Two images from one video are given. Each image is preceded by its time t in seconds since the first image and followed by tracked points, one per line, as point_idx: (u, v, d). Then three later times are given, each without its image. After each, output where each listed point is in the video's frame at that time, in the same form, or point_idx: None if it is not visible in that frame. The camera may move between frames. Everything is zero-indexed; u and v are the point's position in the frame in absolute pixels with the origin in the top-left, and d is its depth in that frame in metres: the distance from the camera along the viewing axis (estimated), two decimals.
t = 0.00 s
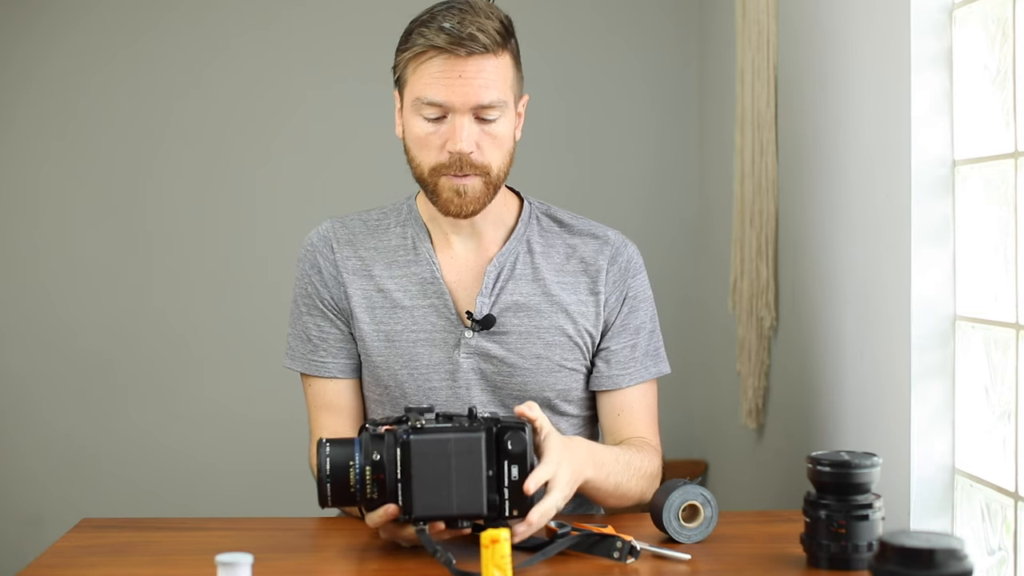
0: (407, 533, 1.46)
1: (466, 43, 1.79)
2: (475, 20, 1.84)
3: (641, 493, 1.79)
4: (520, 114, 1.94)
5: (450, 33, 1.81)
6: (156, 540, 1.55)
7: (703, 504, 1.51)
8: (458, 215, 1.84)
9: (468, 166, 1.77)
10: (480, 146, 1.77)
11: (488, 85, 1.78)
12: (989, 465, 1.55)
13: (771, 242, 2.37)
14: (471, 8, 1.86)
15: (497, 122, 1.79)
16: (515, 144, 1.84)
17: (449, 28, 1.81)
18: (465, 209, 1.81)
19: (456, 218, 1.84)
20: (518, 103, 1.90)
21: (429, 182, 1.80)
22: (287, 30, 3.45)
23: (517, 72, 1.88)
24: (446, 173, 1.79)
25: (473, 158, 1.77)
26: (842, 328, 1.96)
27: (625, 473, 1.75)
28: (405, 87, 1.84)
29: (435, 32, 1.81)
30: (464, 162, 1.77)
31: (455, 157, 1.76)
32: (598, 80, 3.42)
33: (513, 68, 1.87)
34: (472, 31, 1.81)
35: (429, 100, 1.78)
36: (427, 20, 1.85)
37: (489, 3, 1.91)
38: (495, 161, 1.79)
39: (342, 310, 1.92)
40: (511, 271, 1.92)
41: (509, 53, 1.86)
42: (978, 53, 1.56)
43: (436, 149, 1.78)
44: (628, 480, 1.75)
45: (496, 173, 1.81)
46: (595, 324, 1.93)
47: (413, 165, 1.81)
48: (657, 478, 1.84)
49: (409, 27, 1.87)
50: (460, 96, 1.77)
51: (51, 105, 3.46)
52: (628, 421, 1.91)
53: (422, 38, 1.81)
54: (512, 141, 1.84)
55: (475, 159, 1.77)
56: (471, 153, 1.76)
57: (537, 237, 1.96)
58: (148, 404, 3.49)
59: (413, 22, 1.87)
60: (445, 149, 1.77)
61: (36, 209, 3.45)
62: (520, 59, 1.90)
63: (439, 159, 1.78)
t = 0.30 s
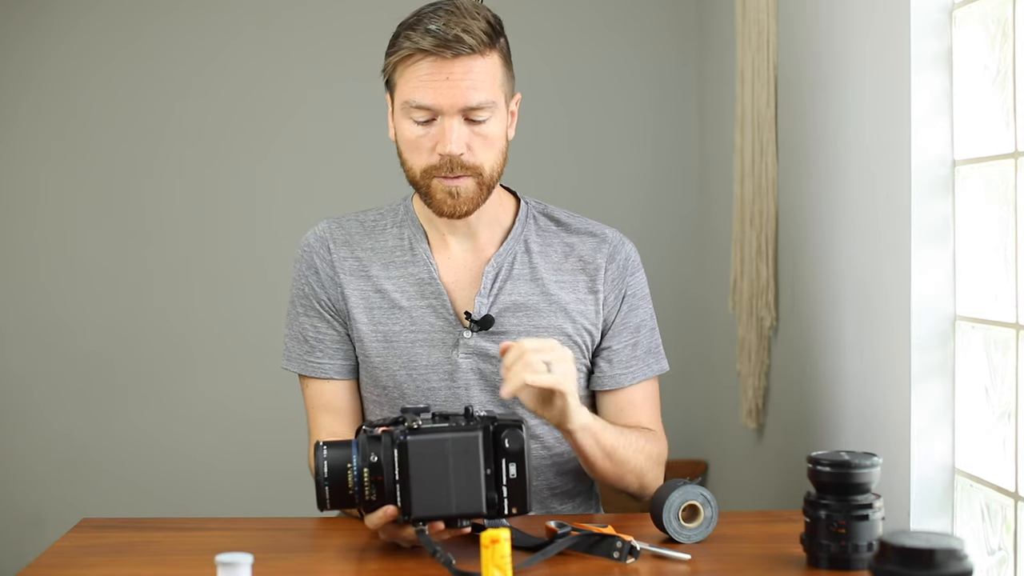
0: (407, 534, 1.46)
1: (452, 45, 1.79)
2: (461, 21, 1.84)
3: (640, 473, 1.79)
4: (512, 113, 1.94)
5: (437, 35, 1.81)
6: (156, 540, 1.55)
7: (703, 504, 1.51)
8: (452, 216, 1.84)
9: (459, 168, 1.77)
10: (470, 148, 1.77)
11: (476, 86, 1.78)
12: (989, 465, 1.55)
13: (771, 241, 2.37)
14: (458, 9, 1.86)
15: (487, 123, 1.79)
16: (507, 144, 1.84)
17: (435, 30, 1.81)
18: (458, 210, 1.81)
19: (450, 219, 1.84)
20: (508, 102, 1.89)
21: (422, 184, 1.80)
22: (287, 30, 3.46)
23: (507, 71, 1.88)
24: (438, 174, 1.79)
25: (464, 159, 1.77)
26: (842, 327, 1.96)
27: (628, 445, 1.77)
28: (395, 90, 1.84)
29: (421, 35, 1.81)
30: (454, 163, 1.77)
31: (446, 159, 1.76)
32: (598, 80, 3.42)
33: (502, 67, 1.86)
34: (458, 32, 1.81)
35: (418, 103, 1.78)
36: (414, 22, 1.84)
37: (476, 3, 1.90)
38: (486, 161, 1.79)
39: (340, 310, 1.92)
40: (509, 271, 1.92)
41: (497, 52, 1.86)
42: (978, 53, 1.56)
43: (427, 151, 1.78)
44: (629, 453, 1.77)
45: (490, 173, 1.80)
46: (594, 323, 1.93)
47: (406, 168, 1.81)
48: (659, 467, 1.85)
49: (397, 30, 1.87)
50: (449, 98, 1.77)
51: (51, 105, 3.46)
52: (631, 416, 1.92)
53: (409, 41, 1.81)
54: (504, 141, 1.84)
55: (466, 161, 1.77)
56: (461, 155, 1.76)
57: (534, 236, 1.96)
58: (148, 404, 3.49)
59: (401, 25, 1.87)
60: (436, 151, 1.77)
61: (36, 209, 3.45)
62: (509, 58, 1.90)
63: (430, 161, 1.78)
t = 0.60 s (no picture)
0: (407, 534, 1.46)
1: (445, 43, 1.79)
2: (454, 19, 1.84)
3: (634, 453, 1.77)
4: (508, 111, 1.94)
5: (430, 34, 1.81)
6: (156, 540, 1.55)
7: (703, 504, 1.51)
8: (448, 215, 1.84)
9: (454, 166, 1.77)
10: (464, 145, 1.77)
11: (470, 83, 1.78)
12: (989, 465, 1.55)
13: (771, 241, 2.37)
14: (451, 8, 1.86)
15: (482, 120, 1.79)
16: (502, 142, 1.84)
17: (428, 29, 1.81)
18: (454, 210, 1.82)
19: (446, 218, 1.84)
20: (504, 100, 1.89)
21: (417, 183, 1.80)
22: (287, 30, 3.46)
23: (502, 69, 1.88)
24: (433, 173, 1.79)
25: (458, 157, 1.77)
26: (841, 327, 1.96)
27: (625, 423, 1.75)
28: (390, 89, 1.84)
29: (414, 33, 1.81)
30: (449, 161, 1.77)
31: (440, 157, 1.76)
32: (597, 80, 3.42)
33: (496, 64, 1.86)
34: (451, 30, 1.81)
35: (412, 101, 1.78)
36: (408, 21, 1.85)
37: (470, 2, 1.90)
38: (481, 160, 1.79)
39: (338, 309, 1.92)
40: (505, 270, 1.92)
41: (492, 51, 1.86)
42: (978, 53, 1.56)
43: (421, 149, 1.78)
44: (624, 430, 1.74)
45: (484, 171, 1.81)
46: (590, 319, 1.92)
47: (402, 167, 1.82)
48: (658, 454, 1.81)
49: (392, 30, 1.87)
50: (443, 96, 1.77)
51: (51, 106, 3.46)
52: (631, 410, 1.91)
53: (402, 40, 1.81)
54: (500, 139, 1.84)
55: (460, 158, 1.77)
56: (456, 152, 1.76)
57: (530, 235, 1.96)
58: (148, 405, 3.49)
59: (396, 25, 1.87)
60: (430, 149, 1.77)
61: (36, 209, 3.45)
62: (504, 55, 1.90)
63: (424, 159, 1.78)
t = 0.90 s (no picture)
0: (407, 534, 1.46)
1: (448, 32, 1.80)
2: (456, 10, 1.85)
3: (638, 439, 1.73)
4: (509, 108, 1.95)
5: (433, 24, 1.82)
6: (156, 540, 1.55)
7: (703, 504, 1.51)
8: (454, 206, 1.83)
9: (460, 153, 1.77)
10: (469, 132, 1.78)
11: (474, 69, 1.80)
12: (988, 465, 1.55)
13: (771, 241, 2.37)
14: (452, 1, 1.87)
15: (484, 107, 1.80)
16: (505, 133, 1.85)
17: (431, 19, 1.82)
18: (460, 198, 1.80)
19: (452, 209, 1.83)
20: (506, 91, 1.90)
21: (422, 173, 1.80)
22: (286, 29, 3.46)
23: (503, 61, 1.89)
24: (438, 160, 1.78)
25: (463, 143, 1.77)
26: (842, 326, 1.96)
27: (621, 407, 1.72)
28: (393, 81, 1.85)
29: (417, 24, 1.82)
30: (454, 147, 1.77)
31: (446, 144, 1.77)
32: (598, 79, 3.42)
33: (498, 55, 1.87)
34: (454, 19, 1.82)
35: (417, 89, 1.79)
36: (410, 15, 1.86)
37: None
38: (486, 147, 1.79)
39: (338, 309, 1.92)
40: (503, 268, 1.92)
41: (494, 42, 1.87)
42: (978, 53, 1.56)
43: (427, 138, 1.78)
44: (625, 415, 1.72)
45: (489, 159, 1.80)
46: (588, 317, 1.92)
47: (405, 159, 1.81)
48: (667, 442, 1.77)
49: (393, 25, 1.88)
50: (448, 83, 1.79)
51: (51, 106, 3.46)
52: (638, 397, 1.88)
53: (405, 31, 1.82)
54: (502, 130, 1.85)
55: (466, 145, 1.77)
56: (461, 138, 1.77)
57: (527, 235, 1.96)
58: (148, 405, 3.49)
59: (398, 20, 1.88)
60: (435, 137, 1.77)
61: (36, 208, 3.45)
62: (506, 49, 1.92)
63: (429, 148, 1.78)
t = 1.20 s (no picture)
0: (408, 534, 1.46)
1: (466, 31, 1.80)
2: (475, 11, 1.84)
3: (616, 441, 1.71)
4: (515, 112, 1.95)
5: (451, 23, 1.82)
6: (156, 540, 1.55)
7: (703, 504, 1.51)
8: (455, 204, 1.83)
9: (467, 153, 1.78)
10: (478, 134, 1.78)
11: (487, 74, 1.80)
12: (988, 465, 1.55)
13: (771, 241, 2.37)
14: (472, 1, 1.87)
15: (494, 111, 1.80)
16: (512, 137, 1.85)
17: (449, 17, 1.82)
18: (462, 198, 1.80)
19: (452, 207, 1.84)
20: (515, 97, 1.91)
21: (426, 170, 1.80)
22: (286, 29, 3.46)
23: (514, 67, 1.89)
24: (444, 159, 1.79)
25: (471, 145, 1.77)
26: (842, 326, 1.96)
27: (598, 408, 1.70)
28: (405, 76, 1.85)
29: (436, 21, 1.82)
30: (462, 147, 1.77)
31: (454, 143, 1.77)
32: (598, 79, 3.42)
33: (511, 60, 1.88)
34: (473, 20, 1.82)
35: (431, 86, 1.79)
36: (429, 11, 1.86)
37: None
38: (492, 150, 1.79)
39: (338, 308, 1.92)
40: (502, 267, 1.93)
41: (508, 47, 1.87)
42: (978, 53, 1.56)
43: (435, 136, 1.78)
44: (600, 416, 1.70)
45: (494, 162, 1.80)
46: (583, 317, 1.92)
47: (411, 155, 1.82)
48: (645, 443, 1.75)
49: (410, 19, 1.87)
50: (461, 84, 1.79)
51: (51, 106, 3.46)
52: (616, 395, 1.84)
53: (423, 27, 1.82)
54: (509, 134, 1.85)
55: (473, 146, 1.78)
56: (469, 139, 1.77)
57: (526, 234, 1.96)
58: (148, 404, 3.49)
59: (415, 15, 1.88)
60: (444, 136, 1.78)
61: (36, 208, 3.45)
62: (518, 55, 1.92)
63: (437, 146, 1.78)
